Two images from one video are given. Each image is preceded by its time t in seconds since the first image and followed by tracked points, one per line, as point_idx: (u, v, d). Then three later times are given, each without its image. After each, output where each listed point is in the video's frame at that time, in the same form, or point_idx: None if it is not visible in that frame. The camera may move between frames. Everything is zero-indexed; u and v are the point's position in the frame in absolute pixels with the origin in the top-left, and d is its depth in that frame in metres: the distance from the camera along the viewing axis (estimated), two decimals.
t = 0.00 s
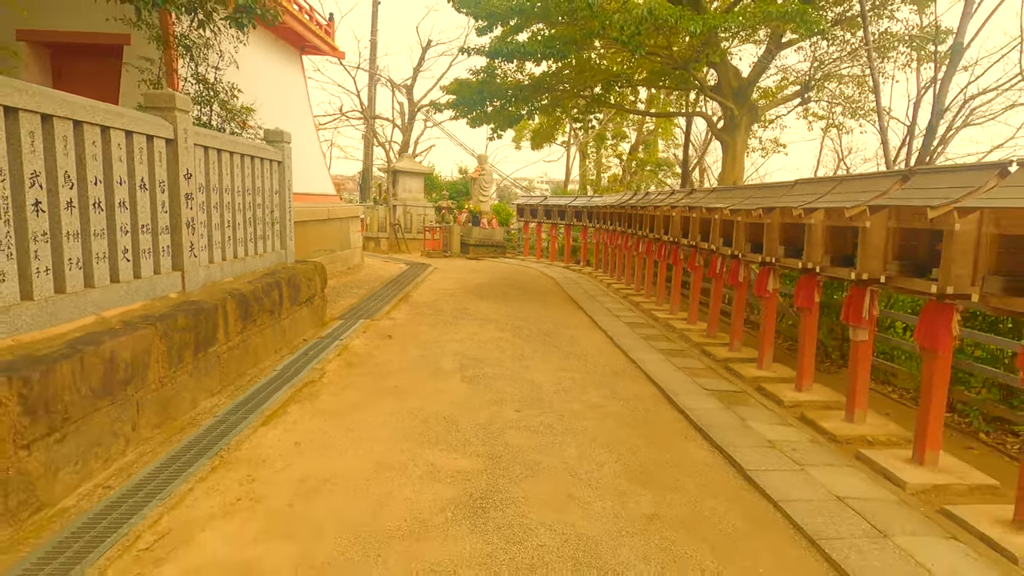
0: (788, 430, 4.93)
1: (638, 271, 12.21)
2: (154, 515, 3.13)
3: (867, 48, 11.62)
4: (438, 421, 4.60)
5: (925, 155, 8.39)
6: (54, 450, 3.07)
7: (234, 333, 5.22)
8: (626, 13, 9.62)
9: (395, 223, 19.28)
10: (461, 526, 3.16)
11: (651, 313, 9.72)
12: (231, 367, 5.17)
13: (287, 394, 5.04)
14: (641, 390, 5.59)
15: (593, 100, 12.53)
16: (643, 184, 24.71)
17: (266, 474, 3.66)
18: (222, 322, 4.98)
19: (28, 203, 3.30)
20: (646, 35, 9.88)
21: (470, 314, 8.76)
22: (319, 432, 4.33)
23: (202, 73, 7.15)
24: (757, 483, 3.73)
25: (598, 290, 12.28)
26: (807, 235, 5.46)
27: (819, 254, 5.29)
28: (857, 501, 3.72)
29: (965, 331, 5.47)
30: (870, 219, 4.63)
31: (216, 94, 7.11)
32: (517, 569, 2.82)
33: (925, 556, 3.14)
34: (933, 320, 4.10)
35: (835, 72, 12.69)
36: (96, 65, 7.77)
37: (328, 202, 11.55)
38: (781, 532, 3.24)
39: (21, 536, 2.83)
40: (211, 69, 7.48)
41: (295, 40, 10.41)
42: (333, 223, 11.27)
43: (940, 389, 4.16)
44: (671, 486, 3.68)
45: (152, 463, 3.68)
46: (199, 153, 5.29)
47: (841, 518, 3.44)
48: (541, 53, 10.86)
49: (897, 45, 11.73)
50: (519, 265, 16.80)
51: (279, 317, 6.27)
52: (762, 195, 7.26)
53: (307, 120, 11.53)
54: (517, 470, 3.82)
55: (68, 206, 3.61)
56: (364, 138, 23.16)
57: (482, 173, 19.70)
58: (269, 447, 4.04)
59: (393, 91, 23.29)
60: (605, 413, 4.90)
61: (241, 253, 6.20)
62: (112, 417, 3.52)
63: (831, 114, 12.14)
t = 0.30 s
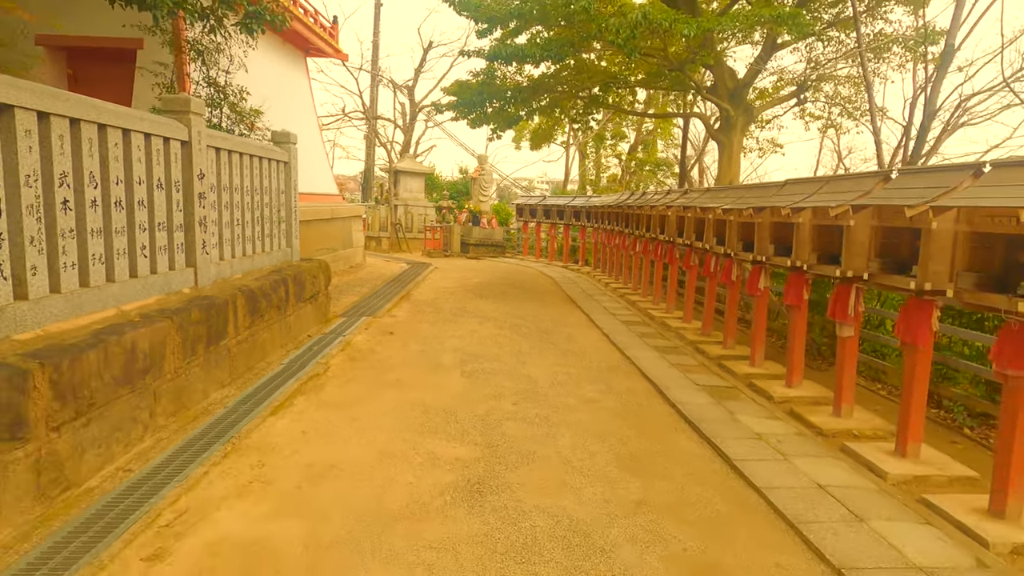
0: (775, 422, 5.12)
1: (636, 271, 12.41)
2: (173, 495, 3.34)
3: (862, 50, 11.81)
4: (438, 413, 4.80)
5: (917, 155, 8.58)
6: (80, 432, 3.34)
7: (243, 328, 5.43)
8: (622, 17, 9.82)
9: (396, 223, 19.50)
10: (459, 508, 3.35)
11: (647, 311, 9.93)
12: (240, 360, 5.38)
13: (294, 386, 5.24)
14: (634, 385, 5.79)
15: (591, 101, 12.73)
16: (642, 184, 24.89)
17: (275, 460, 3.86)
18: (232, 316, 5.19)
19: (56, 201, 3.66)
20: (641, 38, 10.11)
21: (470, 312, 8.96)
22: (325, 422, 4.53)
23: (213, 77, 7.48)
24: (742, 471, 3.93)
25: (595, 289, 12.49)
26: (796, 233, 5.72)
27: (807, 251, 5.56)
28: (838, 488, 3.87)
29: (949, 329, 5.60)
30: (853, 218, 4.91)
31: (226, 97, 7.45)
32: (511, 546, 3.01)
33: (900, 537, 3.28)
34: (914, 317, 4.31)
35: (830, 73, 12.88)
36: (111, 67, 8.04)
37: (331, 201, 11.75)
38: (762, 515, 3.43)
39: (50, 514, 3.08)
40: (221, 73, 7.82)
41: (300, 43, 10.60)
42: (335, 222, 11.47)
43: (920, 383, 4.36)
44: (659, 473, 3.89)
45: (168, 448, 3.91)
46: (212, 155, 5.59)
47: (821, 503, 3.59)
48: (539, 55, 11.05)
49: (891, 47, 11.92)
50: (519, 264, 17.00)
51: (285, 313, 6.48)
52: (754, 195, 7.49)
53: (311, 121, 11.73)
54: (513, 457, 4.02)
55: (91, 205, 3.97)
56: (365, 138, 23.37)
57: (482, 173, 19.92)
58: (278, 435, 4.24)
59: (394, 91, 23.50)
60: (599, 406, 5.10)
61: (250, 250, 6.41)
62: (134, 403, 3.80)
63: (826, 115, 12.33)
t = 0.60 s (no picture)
0: (763, 415, 5.31)
1: (634, 270, 12.60)
2: (188, 479, 3.55)
3: (857, 51, 11.99)
4: (439, 405, 4.99)
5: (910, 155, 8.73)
6: (103, 420, 3.59)
7: (251, 323, 5.65)
8: (619, 20, 10.02)
9: (397, 223, 19.75)
10: (457, 492, 3.54)
11: (644, 310, 10.12)
12: (249, 354, 5.60)
13: (300, 380, 5.45)
14: (628, 380, 5.98)
15: (590, 102, 12.92)
16: (642, 184, 25.07)
17: (283, 448, 4.05)
18: (241, 312, 5.41)
19: (79, 201, 3.97)
20: (638, 41, 10.32)
21: (470, 310, 9.16)
22: (330, 413, 4.72)
23: (220, 80, 7.75)
24: (728, 460, 4.12)
25: (593, 288, 12.69)
26: (786, 233, 5.90)
27: (796, 250, 5.74)
28: (819, 477, 4.00)
29: (934, 324, 5.48)
30: (839, 218, 5.06)
31: (232, 100, 7.73)
32: (507, 527, 3.20)
33: (876, 520, 3.39)
34: (897, 313, 4.40)
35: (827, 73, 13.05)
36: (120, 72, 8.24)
37: (334, 201, 11.95)
38: (745, 499, 3.63)
39: (75, 495, 3.31)
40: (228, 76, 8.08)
41: (303, 46, 10.77)
42: (338, 222, 11.66)
43: (903, 377, 4.48)
44: (649, 461, 4.08)
45: (182, 436, 4.14)
46: (222, 156, 5.84)
47: (802, 489, 3.75)
48: (538, 58, 11.25)
49: (886, 48, 12.09)
50: (519, 263, 17.20)
51: (291, 310, 6.69)
52: (746, 195, 7.71)
53: (314, 122, 11.92)
54: (510, 447, 4.21)
55: (110, 205, 4.27)
56: (366, 138, 23.61)
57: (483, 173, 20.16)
58: (286, 425, 4.44)
59: (395, 92, 23.74)
60: (593, 400, 5.29)
61: (257, 249, 6.65)
62: (151, 393, 4.05)
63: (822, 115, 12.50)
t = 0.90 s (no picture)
0: (749, 406, 5.55)
1: (631, 268, 12.83)
2: (205, 463, 3.81)
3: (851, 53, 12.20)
4: (440, 397, 5.24)
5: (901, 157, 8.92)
6: (126, 408, 3.84)
7: (260, 319, 5.90)
8: (615, 25, 10.27)
9: (399, 222, 20.02)
10: (457, 475, 3.78)
11: (640, 307, 10.36)
12: (258, 349, 5.85)
13: (307, 373, 5.70)
14: (622, 374, 6.22)
15: (588, 103, 13.15)
16: (641, 184, 25.28)
17: (293, 435, 4.30)
18: (251, 309, 5.66)
19: (101, 203, 4.22)
20: (633, 45, 10.58)
21: (470, 307, 9.41)
22: (336, 404, 4.97)
23: (227, 84, 8.01)
24: (712, 447, 4.37)
25: (591, 286, 12.92)
26: (774, 232, 6.12)
27: (783, 249, 5.97)
28: (798, 463, 4.20)
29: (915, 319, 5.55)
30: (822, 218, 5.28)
31: (240, 103, 8.01)
32: (503, 506, 3.44)
33: (848, 503, 3.58)
34: (876, 310, 4.57)
35: (822, 74, 13.26)
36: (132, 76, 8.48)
37: (336, 201, 12.20)
38: (726, 483, 3.87)
39: (101, 476, 3.57)
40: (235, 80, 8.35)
41: (307, 49, 10.99)
42: (341, 222, 11.91)
43: (882, 370, 4.61)
44: (637, 449, 4.32)
45: (197, 424, 4.39)
46: (232, 159, 6.09)
47: (780, 474, 3.96)
48: (536, 61, 11.50)
49: (880, 49, 12.30)
50: (518, 262, 17.44)
51: (297, 307, 6.94)
52: (738, 196, 7.95)
53: (317, 123, 12.15)
54: (506, 435, 4.46)
55: (129, 206, 4.53)
56: (368, 139, 23.88)
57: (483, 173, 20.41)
58: (295, 415, 4.69)
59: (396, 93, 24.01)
60: (587, 392, 5.54)
61: (265, 248, 6.90)
62: (168, 384, 4.30)
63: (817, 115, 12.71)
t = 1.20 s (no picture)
0: (739, 399, 5.71)
1: (628, 268, 13.02)
2: (214, 452, 3.97)
3: (845, 54, 12.38)
4: (439, 391, 5.40)
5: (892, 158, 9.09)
6: (138, 401, 4.00)
7: (265, 317, 6.07)
8: (611, 28, 10.43)
9: (399, 223, 20.21)
10: (457, 464, 3.95)
11: (637, 305, 10.53)
12: (263, 345, 6.02)
13: (310, 369, 5.87)
14: (617, 369, 6.39)
15: (586, 105, 13.33)
16: (640, 184, 25.45)
17: (298, 427, 4.47)
18: (256, 306, 5.83)
19: (113, 203, 4.39)
20: (630, 48, 10.75)
21: (469, 306, 9.58)
22: (340, 398, 5.14)
23: (232, 87, 8.20)
24: (702, 438, 4.53)
25: (589, 285, 13.09)
26: (765, 231, 6.28)
27: (772, 248, 6.15)
28: (784, 452, 4.37)
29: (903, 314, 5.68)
30: (810, 218, 5.47)
31: (244, 105, 8.22)
32: (500, 492, 3.61)
33: (829, 488, 3.75)
34: (860, 305, 4.75)
35: (817, 76, 13.44)
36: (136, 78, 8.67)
37: (337, 202, 12.36)
38: (714, 470, 4.03)
39: (115, 465, 3.72)
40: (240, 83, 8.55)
41: (309, 51, 11.16)
42: (342, 222, 12.08)
43: (865, 363, 4.80)
44: (630, 439, 4.48)
45: (205, 417, 4.55)
46: (237, 160, 6.26)
47: (765, 462, 4.13)
48: (535, 63, 11.67)
49: (873, 51, 12.47)
50: (518, 262, 17.61)
51: (300, 304, 7.11)
52: (731, 195, 8.12)
53: (319, 124, 12.32)
54: (504, 427, 4.62)
55: (139, 206, 4.71)
56: (369, 140, 24.06)
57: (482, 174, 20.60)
58: (300, 408, 4.85)
59: (397, 94, 24.18)
60: (583, 386, 5.71)
61: (269, 248, 7.07)
62: (178, 377, 4.46)
63: (812, 116, 12.89)
